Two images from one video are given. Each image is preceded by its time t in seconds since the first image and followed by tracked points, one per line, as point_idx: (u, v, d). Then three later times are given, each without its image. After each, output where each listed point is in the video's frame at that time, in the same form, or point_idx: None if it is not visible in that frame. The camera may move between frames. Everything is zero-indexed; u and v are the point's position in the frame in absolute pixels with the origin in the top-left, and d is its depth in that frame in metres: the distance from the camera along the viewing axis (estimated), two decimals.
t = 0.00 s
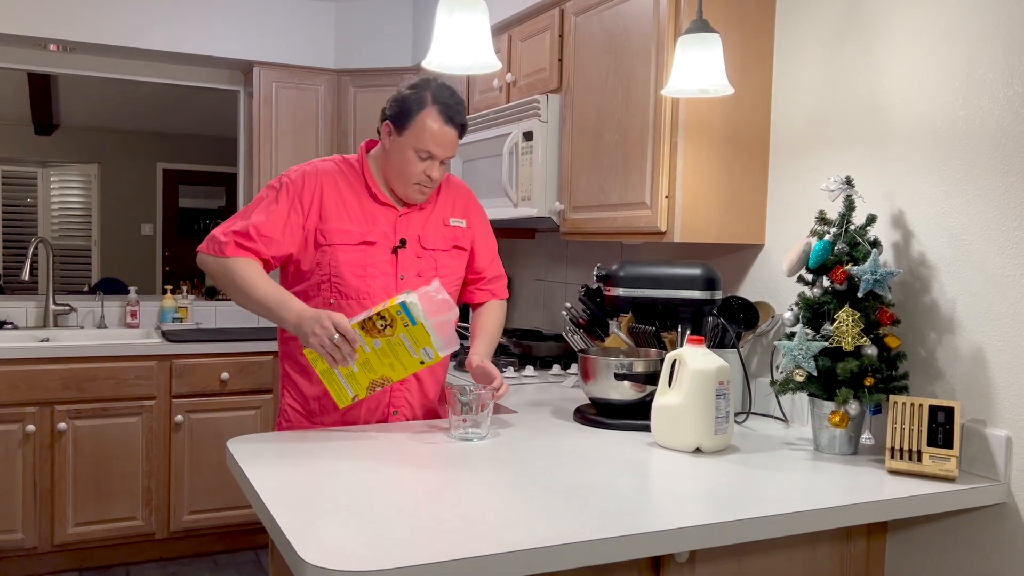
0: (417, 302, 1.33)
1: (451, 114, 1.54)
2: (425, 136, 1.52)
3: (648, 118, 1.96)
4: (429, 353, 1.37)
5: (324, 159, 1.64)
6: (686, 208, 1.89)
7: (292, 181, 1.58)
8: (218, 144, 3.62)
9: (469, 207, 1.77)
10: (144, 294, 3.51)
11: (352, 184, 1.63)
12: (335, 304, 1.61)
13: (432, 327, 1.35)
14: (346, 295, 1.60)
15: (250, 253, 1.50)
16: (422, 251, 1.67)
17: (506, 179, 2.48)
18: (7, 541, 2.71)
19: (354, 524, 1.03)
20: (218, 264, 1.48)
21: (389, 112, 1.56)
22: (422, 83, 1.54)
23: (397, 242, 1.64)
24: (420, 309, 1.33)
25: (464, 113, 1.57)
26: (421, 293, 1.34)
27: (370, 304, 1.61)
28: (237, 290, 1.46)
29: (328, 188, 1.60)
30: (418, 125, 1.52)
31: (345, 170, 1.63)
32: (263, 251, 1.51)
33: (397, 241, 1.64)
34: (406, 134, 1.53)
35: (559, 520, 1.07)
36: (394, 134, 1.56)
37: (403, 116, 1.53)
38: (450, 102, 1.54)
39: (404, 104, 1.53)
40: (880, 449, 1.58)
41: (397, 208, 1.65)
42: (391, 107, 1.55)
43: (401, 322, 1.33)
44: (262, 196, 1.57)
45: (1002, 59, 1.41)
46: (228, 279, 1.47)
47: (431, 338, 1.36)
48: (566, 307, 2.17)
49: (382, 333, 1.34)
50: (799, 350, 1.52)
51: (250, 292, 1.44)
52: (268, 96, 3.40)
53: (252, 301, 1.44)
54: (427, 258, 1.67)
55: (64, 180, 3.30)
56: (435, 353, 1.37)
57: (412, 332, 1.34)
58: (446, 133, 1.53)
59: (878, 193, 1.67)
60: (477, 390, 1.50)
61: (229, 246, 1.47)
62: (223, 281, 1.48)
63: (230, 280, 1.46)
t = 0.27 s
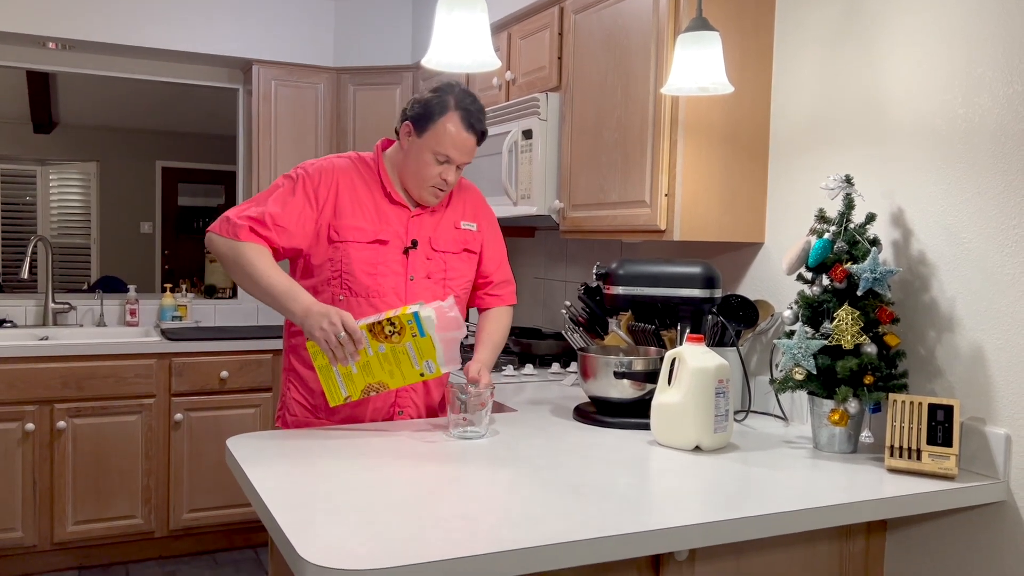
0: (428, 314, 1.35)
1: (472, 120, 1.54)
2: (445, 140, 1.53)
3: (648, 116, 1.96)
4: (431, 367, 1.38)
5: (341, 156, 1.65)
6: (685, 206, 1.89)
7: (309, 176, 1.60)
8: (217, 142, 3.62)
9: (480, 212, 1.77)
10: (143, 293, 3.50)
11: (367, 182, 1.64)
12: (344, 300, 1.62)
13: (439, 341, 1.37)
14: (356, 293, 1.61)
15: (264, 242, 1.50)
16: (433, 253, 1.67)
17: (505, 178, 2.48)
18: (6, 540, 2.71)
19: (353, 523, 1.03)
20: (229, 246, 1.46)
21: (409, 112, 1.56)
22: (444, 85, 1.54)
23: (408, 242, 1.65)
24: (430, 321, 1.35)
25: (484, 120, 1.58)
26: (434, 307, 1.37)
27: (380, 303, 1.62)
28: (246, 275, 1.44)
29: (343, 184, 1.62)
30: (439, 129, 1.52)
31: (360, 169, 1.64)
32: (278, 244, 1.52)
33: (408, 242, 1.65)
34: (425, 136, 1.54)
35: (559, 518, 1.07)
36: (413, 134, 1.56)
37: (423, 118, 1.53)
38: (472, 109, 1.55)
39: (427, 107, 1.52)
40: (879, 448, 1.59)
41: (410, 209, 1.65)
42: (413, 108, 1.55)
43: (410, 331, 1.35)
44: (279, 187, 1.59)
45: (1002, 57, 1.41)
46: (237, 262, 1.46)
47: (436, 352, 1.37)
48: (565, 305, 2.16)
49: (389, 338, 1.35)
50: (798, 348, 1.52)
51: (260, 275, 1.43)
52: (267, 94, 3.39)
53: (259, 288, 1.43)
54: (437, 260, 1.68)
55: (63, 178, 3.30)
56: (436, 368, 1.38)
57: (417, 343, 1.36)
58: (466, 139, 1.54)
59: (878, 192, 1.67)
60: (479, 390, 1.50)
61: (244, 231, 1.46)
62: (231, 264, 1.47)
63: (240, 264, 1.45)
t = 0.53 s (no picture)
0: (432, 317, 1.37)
1: (480, 122, 1.54)
2: (452, 141, 1.53)
3: (648, 116, 1.96)
4: (428, 370, 1.39)
5: (349, 154, 1.66)
6: (685, 205, 1.89)
7: (318, 171, 1.61)
8: (217, 141, 3.62)
9: (486, 213, 1.77)
10: (143, 292, 3.50)
11: (375, 180, 1.65)
12: (350, 298, 1.62)
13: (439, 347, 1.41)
14: (362, 291, 1.61)
15: (271, 232, 1.50)
16: (439, 253, 1.67)
17: (505, 177, 2.49)
18: (6, 539, 2.72)
19: (353, 522, 1.03)
20: (237, 234, 1.47)
21: (418, 112, 1.56)
22: (453, 86, 1.54)
23: (415, 241, 1.65)
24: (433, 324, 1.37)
25: (493, 122, 1.58)
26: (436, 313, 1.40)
27: (385, 300, 1.62)
28: (252, 264, 1.45)
29: (352, 182, 1.62)
30: (446, 130, 1.52)
31: (368, 167, 1.65)
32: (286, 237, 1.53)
33: (415, 241, 1.65)
34: (433, 137, 1.54)
35: (559, 518, 1.07)
36: (421, 134, 1.56)
37: (431, 119, 1.53)
38: (480, 111, 1.54)
39: (436, 107, 1.52)
40: (879, 447, 1.59)
41: (416, 208, 1.66)
42: (421, 108, 1.55)
43: (411, 333, 1.36)
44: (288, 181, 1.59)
45: (1001, 56, 1.41)
46: (244, 250, 1.46)
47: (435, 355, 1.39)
48: (565, 304, 2.16)
49: (391, 338, 1.36)
50: (798, 347, 1.52)
51: (264, 263, 1.44)
52: (266, 93, 3.39)
53: (264, 278, 1.43)
54: (442, 260, 1.68)
55: (63, 178, 3.30)
56: (434, 371, 1.39)
57: (418, 346, 1.37)
58: (474, 141, 1.54)
59: (878, 191, 1.67)
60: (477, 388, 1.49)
61: (251, 218, 1.47)
62: (238, 252, 1.47)
63: (246, 253, 1.46)
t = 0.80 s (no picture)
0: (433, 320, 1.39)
1: (484, 123, 1.54)
2: (456, 142, 1.52)
3: (647, 115, 1.96)
4: (426, 373, 1.39)
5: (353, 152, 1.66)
6: (684, 205, 1.89)
7: (322, 169, 1.61)
8: (217, 140, 3.62)
9: (489, 214, 1.77)
10: (142, 291, 3.50)
11: (378, 179, 1.65)
12: (352, 296, 1.62)
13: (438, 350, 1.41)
14: (364, 290, 1.62)
15: (273, 227, 1.50)
16: (441, 253, 1.67)
17: (504, 176, 2.49)
18: (5, 538, 2.72)
19: (352, 522, 1.03)
20: (238, 226, 1.46)
21: (421, 112, 1.56)
22: (456, 87, 1.54)
23: (417, 241, 1.65)
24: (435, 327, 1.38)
25: (496, 123, 1.57)
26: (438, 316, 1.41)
27: (387, 300, 1.62)
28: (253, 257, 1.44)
29: (355, 181, 1.62)
30: (450, 130, 1.52)
31: (371, 166, 1.65)
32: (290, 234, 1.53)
33: (417, 241, 1.65)
34: (436, 137, 1.53)
35: (558, 517, 1.07)
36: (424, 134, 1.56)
37: (435, 119, 1.53)
38: (484, 112, 1.54)
39: (439, 108, 1.52)
40: (878, 446, 1.59)
41: (419, 208, 1.66)
42: (425, 108, 1.54)
43: (412, 335, 1.37)
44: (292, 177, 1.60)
45: (1001, 56, 1.41)
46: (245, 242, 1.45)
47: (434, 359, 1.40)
48: (565, 304, 2.16)
49: (392, 338, 1.36)
50: (797, 346, 1.52)
51: (266, 258, 1.42)
52: (266, 92, 3.38)
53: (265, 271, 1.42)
54: (444, 260, 1.68)
55: (62, 177, 3.30)
56: (432, 374, 1.39)
57: (418, 348, 1.38)
58: (477, 142, 1.54)
59: (877, 190, 1.67)
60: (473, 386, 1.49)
61: (254, 212, 1.47)
62: (239, 244, 1.46)
63: (248, 244, 1.45)
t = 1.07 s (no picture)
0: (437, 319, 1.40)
1: (484, 123, 1.54)
2: (456, 142, 1.52)
3: (647, 115, 1.96)
4: (424, 375, 1.38)
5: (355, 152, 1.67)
6: (683, 205, 1.89)
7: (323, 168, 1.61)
8: (216, 141, 3.62)
9: (489, 215, 1.77)
10: (142, 292, 3.50)
11: (379, 178, 1.65)
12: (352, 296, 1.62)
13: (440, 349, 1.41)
14: (364, 290, 1.62)
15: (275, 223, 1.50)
16: (441, 253, 1.67)
17: (503, 177, 2.49)
18: (5, 539, 2.72)
19: (352, 522, 1.03)
20: (240, 221, 1.46)
21: (422, 113, 1.56)
22: (457, 88, 1.54)
23: (417, 241, 1.65)
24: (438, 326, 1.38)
25: (497, 123, 1.57)
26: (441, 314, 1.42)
27: (387, 299, 1.62)
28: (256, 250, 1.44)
29: (356, 180, 1.63)
30: (450, 131, 1.52)
31: (372, 166, 1.65)
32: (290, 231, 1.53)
33: (417, 240, 1.65)
34: (436, 137, 1.53)
35: (557, 518, 1.07)
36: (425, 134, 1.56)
37: (436, 120, 1.53)
38: (485, 113, 1.54)
39: (440, 108, 1.52)
40: (878, 446, 1.59)
41: (420, 208, 1.66)
42: (426, 108, 1.54)
43: (415, 335, 1.37)
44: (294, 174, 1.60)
45: (1000, 56, 1.41)
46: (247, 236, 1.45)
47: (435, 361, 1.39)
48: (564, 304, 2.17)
49: (394, 335, 1.37)
50: (796, 346, 1.52)
51: (270, 249, 1.42)
52: (265, 92, 3.38)
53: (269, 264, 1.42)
54: (445, 260, 1.68)
55: (62, 177, 3.30)
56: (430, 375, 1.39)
57: (419, 348, 1.38)
58: (477, 142, 1.54)
59: (876, 190, 1.67)
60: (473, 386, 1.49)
61: (256, 207, 1.47)
62: (241, 239, 1.46)
63: (250, 239, 1.45)
